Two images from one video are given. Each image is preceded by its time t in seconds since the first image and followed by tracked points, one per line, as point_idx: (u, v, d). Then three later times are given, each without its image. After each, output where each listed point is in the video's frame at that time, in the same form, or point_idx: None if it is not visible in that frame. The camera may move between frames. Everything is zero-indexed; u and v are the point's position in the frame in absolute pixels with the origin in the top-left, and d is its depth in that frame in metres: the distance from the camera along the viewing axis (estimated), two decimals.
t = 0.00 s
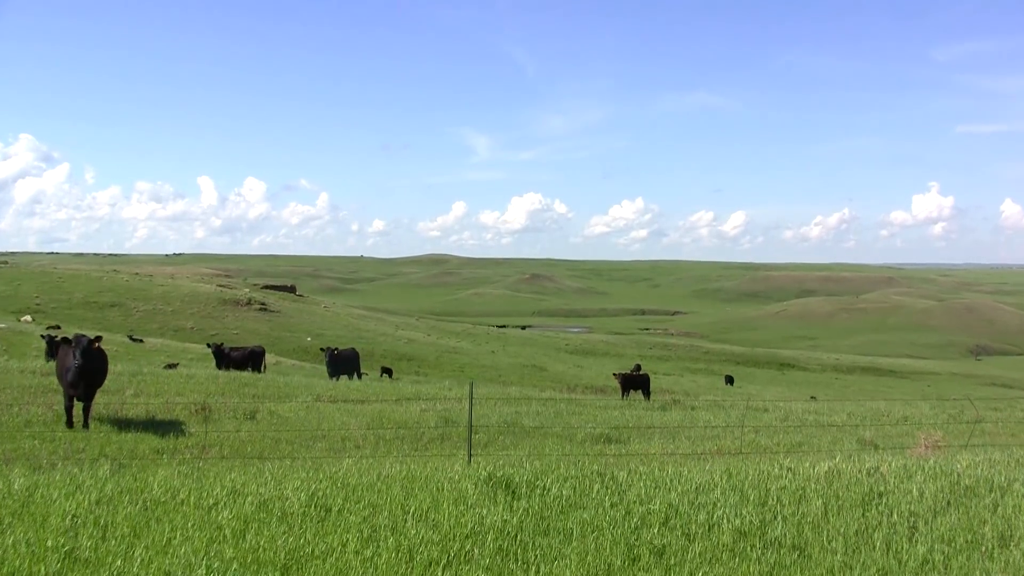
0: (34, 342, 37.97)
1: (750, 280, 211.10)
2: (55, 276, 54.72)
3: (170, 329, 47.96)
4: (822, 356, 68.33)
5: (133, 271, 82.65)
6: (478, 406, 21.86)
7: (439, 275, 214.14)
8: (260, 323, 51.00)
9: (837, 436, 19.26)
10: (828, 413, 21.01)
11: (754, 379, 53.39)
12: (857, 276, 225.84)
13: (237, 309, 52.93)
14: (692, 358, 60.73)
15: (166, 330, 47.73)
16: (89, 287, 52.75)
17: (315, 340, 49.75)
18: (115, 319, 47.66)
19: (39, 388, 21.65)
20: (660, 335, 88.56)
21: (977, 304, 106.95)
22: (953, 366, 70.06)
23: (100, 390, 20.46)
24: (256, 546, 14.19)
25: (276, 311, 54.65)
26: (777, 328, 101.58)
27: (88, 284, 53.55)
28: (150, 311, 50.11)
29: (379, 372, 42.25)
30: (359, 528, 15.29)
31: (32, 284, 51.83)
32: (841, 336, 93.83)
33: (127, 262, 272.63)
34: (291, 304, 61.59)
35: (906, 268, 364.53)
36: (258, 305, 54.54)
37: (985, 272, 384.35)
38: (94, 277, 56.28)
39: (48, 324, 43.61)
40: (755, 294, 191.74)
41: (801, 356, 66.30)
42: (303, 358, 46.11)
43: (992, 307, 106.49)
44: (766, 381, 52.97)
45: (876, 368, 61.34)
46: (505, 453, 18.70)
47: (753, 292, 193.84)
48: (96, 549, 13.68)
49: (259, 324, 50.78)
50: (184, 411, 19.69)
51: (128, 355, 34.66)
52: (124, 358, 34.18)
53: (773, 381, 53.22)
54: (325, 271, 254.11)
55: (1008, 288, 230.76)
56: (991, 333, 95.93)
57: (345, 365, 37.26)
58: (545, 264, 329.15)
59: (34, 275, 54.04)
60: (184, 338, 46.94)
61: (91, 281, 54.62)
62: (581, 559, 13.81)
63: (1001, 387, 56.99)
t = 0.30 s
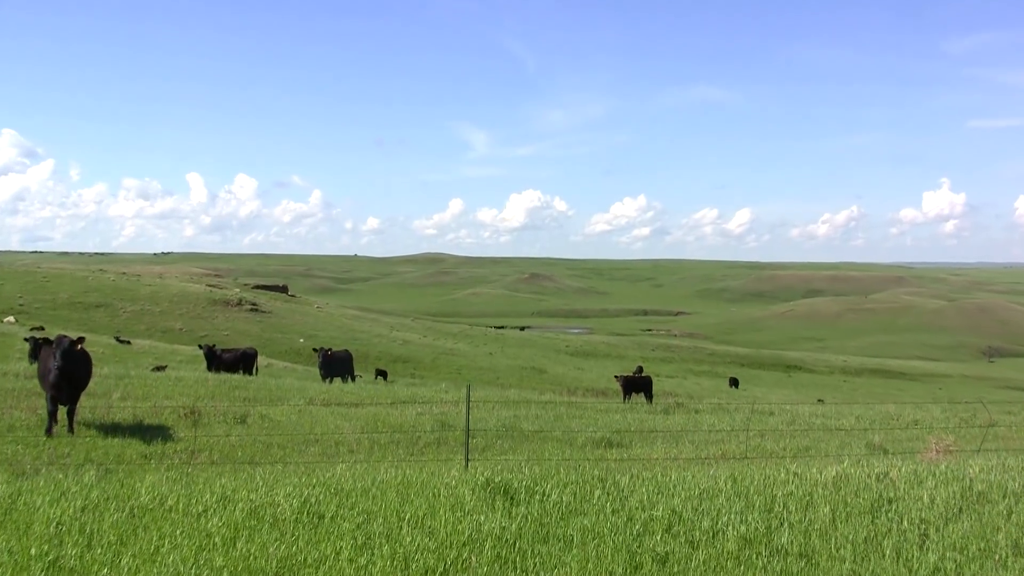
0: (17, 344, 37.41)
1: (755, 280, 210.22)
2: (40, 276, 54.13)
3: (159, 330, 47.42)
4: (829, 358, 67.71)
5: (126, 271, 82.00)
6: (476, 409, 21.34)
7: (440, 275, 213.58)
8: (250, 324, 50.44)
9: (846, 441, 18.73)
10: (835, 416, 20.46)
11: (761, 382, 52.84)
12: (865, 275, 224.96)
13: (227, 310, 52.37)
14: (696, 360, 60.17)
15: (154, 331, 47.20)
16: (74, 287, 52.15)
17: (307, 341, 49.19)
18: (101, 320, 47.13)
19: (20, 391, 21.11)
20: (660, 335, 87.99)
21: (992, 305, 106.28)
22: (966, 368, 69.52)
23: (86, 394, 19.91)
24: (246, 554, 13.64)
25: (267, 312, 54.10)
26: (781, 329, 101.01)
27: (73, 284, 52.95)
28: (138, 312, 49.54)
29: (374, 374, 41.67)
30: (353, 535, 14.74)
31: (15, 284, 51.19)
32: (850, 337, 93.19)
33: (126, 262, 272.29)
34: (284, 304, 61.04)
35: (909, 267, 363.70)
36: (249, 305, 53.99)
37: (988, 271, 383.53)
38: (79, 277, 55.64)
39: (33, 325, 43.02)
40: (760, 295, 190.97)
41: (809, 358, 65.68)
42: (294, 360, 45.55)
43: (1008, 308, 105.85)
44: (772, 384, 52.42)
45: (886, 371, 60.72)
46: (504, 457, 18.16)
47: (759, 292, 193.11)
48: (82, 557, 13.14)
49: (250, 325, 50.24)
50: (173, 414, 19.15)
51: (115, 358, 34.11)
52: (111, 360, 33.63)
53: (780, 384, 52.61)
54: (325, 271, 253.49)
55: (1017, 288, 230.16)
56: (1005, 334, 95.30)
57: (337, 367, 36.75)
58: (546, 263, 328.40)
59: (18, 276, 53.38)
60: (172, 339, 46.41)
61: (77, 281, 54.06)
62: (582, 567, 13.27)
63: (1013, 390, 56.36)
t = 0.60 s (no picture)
0: None
1: (759, 279, 209.23)
2: (24, 275, 53.50)
3: (145, 331, 46.87)
4: (835, 359, 67.02)
5: (120, 271, 81.32)
6: (472, 412, 20.82)
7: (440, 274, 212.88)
8: (240, 324, 49.88)
9: (853, 444, 18.22)
10: (842, 420, 19.95)
11: (767, 384, 52.21)
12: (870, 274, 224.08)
13: (216, 310, 51.82)
14: (699, 362, 59.59)
15: (141, 332, 46.64)
16: (58, 286, 51.53)
17: (298, 342, 48.62)
18: (86, 321, 46.62)
19: None
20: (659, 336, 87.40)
21: (1004, 305, 105.48)
22: (977, 370, 68.79)
23: (70, 397, 19.38)
24: (236, 562, 13.11)
25: (257, 312, 53.55)
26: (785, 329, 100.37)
27: (57, 283, 52.34)
28: (124, 313, 48.97)
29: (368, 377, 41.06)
30: (346, 542, 14.21)
31: None
32: (858, 338, 92.56)
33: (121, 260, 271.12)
34: (275, 304, 60.49)
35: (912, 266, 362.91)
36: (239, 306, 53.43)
37: (991, 270, 382.52)
38: (64, 276, 55.00)
39: (15, 325, 42.43)
40: (765, 294, 190.15)
41: (815, 359, 65.01)
42: (285, 362, 44.97)
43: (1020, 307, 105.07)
44: (778, 386, 51.82)
45: (895, 373, 60.08)
46: (501, 462, 17.64)
47: (764, 292, 192.33)
48: (65, 566, 12.60)
49: (240, 325, 49.69)
50: (161, 418, 18.60)
51: (100, 360, 33.57)
52: (96, 362, 33.08)
53: (786, 387, 51.96)
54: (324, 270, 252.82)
55: None
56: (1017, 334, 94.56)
57: (330, 368, 36.20)
58: (547, 263, 327.74)
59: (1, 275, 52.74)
60: (159, 340, 45.85)
61: (62, 280, 53.47)
62: None
63: None
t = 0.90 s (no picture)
0: None
1: (764, 278, 208.17)
2: (6, 275, 52.87)
3: (131, 332, 46.37)
4: (843, 360, 66.31)
5: (112, 271, 80.74)
6: (468, 415, 20.31)
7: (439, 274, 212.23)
8: (229, 325, 49.35)
9: (862, 448, 17.69)
10: (850, 422, 19.42)
11: (772, 387, 51.67)
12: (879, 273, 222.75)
13: (204, 310, 51.30)
14: (702, 363, 59.06)
15: (127, 332, 46.11)
16: (41, 286, 50.92)
17: (288, 343, 48.11)
18: (70, 321, 46.12)
19: None
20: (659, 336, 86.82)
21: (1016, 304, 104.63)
22: (989, 371, 68.00)
23: (54, 400, 18.87)
24: (225, 569, 12.59)
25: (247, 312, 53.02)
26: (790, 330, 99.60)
27: (40, 283, 51.73)
28: (109, 313, 48.42)
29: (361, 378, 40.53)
30: (339, 549, 13.67)
31: None
32: (868, 338, 91.91)
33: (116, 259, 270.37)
34: (265, 304, 59.96)
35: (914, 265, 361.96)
36: (227, 306, 52.91)
37: (994, 270, 381.94)
38: (48, 276, 54.37)
39: None
40: (770, 294, 189.34)
41: (822, 360, 64.32)
42: (275, 364, 44.43)
43: None
44: (784, 388, 51.27)
45: (905, 375, 59.49)
46: (499, 466, 17.12)
47: (769, 291, 191.61)
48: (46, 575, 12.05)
49: (229, 326, 49.19)
50: (148, 422, 18.08)
51: (85, 363, 33.05)
52: (80, 365, 32.57)
53: (791, 389, 51.33)
54: (323, 269, 252.08)
55: None
56: None
57: (321, 370, 35.74)
58: (548, 262, 326.60)
59: None
60: (145, 341, 45.33)
61: (45, 280, 52.92)
62: None
63: None
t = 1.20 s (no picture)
0: None
1: (768, 276, 207.05)
2: None
3: (115, 332, 45.77)
4: (849, 361, 65.60)
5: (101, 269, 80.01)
6: (464, 417, 19.77)
7: (437, 272, 211.39)
8: (217, 325, 48.74)
9: (869, 451, 17.19)
10: (857, 425, 18.90)
11: (777, 388, 51.10)
12: (886, 271, 221.60)
13: (191, 309, 50.72)
14: (705, 364, 58.49)
15: (111, 332, 45.55)
16: (22, 285, 50.28)
17: (278, 343, 47.51)
18: (52, 321, 45.55)
19: None
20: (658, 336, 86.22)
21: None
22: (996, 372, 67.39)
23: (35, 403, 18.33)
24: None
25: (236, 312, 52.42)
26: (793, 330, 98.90)
27: (22, 282, 51.09)
28: (92, 313, 47.83)
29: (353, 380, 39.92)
30: (330, 555, 13.13)
31: None
32: (876, 338, 91.15)
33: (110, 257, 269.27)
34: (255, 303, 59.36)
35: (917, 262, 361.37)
36: (216, 305, 52.31)
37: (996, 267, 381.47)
38: (30, 274, 53.71)
39: None
40: (776, 292, 188.66)
41: (826, 361, 63.65)
42: (264, 364, 43.85)
43: None
44: (789, 389, 50.70)
45: (914, 375, 58.86)
46: (495, 470, 16.60)
47: (774, 290, 190.91)
48: None
49: (218, 326, 48.60)
50: (133, 424, 17.54)
51: (66, 364, 32.49)
52: (61, 366, 32.00)
53: (795, 390, 50.67)
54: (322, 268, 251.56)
55: None
56: None
57: (312, 370, 35.24)
58: (547, 259, 325.82)
59: None
60: (130, 342, 44.74)
61: (28, 279, 52.28)
62: None
63: None
